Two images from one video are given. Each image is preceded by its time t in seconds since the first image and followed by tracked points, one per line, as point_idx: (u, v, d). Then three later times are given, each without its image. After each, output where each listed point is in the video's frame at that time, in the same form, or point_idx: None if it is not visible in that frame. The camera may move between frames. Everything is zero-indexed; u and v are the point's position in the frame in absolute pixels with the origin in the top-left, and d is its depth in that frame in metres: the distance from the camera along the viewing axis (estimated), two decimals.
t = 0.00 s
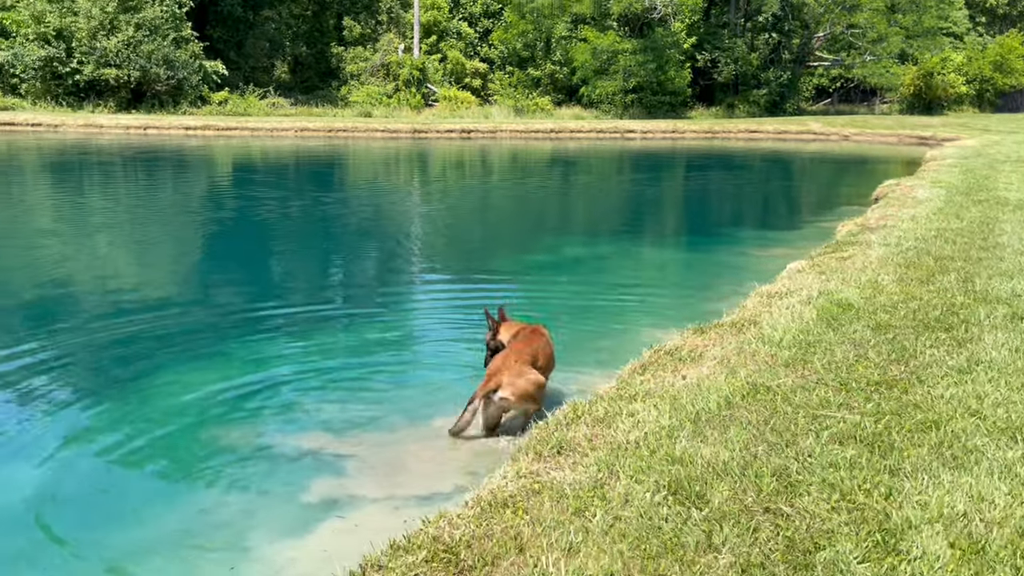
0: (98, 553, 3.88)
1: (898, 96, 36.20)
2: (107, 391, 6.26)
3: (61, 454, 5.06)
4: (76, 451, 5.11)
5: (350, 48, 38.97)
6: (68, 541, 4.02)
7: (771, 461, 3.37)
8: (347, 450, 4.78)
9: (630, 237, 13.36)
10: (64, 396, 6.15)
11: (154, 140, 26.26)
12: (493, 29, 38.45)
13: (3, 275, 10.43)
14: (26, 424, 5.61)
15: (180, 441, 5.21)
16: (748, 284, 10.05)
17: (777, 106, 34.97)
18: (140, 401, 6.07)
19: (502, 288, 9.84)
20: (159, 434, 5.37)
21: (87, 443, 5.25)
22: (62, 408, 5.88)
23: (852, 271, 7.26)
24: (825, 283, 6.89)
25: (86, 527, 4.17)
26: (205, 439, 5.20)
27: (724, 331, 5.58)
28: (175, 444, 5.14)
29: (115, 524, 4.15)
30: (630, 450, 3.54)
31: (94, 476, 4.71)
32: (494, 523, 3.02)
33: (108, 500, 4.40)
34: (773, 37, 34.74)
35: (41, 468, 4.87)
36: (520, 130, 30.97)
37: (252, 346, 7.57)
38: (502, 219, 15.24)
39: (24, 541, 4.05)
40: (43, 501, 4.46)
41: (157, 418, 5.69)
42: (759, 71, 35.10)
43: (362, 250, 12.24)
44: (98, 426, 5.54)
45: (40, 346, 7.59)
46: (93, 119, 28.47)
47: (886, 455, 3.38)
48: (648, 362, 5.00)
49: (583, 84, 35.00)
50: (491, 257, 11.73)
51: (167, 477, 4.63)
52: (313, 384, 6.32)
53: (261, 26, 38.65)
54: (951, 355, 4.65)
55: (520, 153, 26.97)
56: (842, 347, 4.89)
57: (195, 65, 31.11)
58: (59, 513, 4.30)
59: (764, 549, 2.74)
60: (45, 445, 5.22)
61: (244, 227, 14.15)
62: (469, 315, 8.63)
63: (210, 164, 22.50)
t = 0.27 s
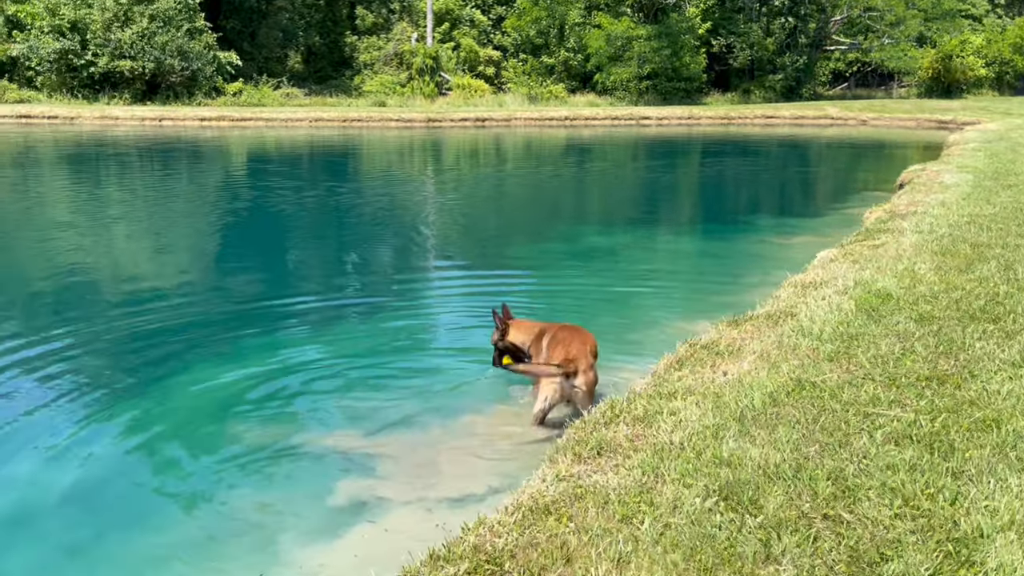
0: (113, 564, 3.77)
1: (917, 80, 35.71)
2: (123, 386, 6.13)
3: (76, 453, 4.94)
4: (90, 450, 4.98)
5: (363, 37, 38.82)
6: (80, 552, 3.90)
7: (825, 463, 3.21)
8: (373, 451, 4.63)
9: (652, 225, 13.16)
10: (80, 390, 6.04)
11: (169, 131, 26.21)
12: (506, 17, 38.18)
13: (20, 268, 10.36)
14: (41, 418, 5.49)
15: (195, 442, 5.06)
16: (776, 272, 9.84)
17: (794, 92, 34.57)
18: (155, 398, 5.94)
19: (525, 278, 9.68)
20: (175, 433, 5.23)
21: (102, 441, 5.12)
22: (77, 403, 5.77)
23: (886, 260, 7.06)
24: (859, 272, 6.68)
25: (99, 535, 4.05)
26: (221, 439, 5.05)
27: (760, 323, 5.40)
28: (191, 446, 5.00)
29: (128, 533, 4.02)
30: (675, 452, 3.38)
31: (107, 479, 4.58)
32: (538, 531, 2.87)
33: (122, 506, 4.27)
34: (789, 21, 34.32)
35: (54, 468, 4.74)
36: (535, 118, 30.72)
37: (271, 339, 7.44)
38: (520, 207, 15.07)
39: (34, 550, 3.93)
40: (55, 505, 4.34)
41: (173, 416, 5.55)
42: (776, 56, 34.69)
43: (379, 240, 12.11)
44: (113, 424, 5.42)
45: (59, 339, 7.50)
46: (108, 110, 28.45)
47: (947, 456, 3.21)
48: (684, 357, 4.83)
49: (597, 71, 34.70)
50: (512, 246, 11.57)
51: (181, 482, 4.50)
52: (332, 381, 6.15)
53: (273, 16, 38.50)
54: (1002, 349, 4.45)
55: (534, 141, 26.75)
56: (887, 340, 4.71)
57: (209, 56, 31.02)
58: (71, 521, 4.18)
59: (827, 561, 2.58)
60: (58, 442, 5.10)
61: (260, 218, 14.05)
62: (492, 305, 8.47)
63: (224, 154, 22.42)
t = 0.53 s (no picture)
0: None
1: (919, 67, 35.52)
2: (131, 387, 5.95)
3: (84, 460, 4.76)
4: (100, 458, 4.80)
5: (361, 29, 38.58)
6: (92, 567, 3.73)
7: (880, 469, 3.05)
8: (395, 456, 4.46)
9: (662, 216, 12.98)
10: (88, 391, 5.87)
11: (168, 125, 25.98)
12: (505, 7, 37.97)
13: (21, 265, 10.17)
14: (48, 420, 5.31)
15: (209, 449, 4.88)
16: (793, 261, 9.66)
17: (795, 79, 34.39)
18: (164, 399, 5.74)
19: (536, 271, 9.51)
20: (187, 438, 5.05)
21: (112, 445, 4.94)
22: (85, 407, 5.59)
23: (911, 250, 6.89)
24: (885, 263, 6.51)
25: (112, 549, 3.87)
26: (235, 446, 4.87)
27: (789, 318, 5.24)
28: (204, 453, 4.82)
29: (143, 546, 3.86)
30: (720, 459, 3.22)
31: (120, 491, 4.40)
32: (582, 546, 2.73)
33: (136, 519, 4.10)
34: (790, 8, 34.11)
35: (62, 478, 4.57)
36: (536, 108, 30.48)
37: (282, 335, 7.26)
38: (527, 198, 14.88)
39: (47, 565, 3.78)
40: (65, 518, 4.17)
41: (182, 419, 5.35)
42: (776, 43, 34.47)
43: (385, 233, 11.92)
44: (122, 427, 5.23)
45: (65, 336, 7.34)
46: (105, 104, 28.19)
47: (1008, 462, 3.04)
48: (716, 356, 4.67)
49: (597, 60, 34.50)
50: (522, 238, 11.39)
51: (195, 492, 4.32)
52: (346, 380, 5.95)
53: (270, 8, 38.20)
54: None
55: (535, 131, 26.54)
56: (925, 336, 4.54)
57: (207, 49, 30.76)
58: (83, 534, 4.02)
59: None
60: (67, 448, 4.92)
61: (263, 212, 13.86)
62: (503, 299, 8.30)
63: (224, 148, 22.21)
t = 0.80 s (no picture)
0: None
1: (907, 57, 35.52)
2: (124, 389, 5.75)
3: (76, 469, 4.56)
4: (90, 467, 4.59)
5: (347, 22, 38.22)
6: None
7: (924, 477, 2.90)
8: (403, 464, 4.28)
9: (658, 208, 12.83)
10: (78, 394, 5.65)
11: (152, 121, 25.60)
12: None
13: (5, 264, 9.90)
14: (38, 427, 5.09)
15: (204, 455, 4.67)
16: (795, 253, 9.54)
17: (783, 70, 34.34)
18: (157, 401, 5.53)
19: (535, 265, 9.34)
20: (181, 443, 4.84)
21: (103, 453, 4.73)
22: (75, 411, 5.37)
23: (920, 242, 6.77)
24: (896, 256, 6.39)
25: (107, 569, 3.68)
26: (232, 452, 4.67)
27: (806, 315, 5.09)
28: (200, 460, 4.62)
29: (139, 565, 3.67)
30: (753, 467, 3.07)
31: (113, 504, 4.20)
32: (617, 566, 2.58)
33: (132, 535, 3.92)
34: None
35: (54, 489, 4.37)
36: (525, 101, 30.23)
37: (278, 333, 7.07)
38: (521, 191, 14.69)
39: None
40: (56, 535, 3.97)
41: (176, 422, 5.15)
42: (764, 34, 34.38)
43: (377, 227, 11.71)
44: (113, 432, 5.03)
45: (54, 335, 7.11)
46: (89, 99, 27.76)
47: None
48: (735, 355, 4.51)
49: (585, 51, 34.31)
50: (520, 231, 11.22)
51: (193, 504, 4.13)
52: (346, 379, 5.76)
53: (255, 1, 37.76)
54: None
55: (524, 124, 26.33)
56: (949, 332, 4.41)
57: (191, 43, 30.34)
58: (75, 553, 3.82)
59: None
60: (57, 457, 4.71)
61: (252, 207, 13.61)
62: (504, 294, 8.13)
63: (210, 142, 21.89)
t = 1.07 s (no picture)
0: None
1: (884, 51, 35.63)
2: (96, 395, 5.50)
3: (45, 483, 4.32)
4: (60, 481, 4.34)
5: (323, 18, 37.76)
6: None
7: (950, 487, 2.73)
8: (393, 477, 4.08)
9: (643, 204, 12.66)
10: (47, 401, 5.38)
11: (126, 118, 25.12)
12: None
13: None
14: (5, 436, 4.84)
15: (181, 467, 4.43)
16: (784, 248, 9.40)
17: (761, 65, 34.35)
18: (130, 408, 5.27)
19: (521, 262, 9.14)
20: (157, 453, 4.60)
21: (74, 465, 4.49)
22: (45, 418, 5.12)
23: (916, 237, 6.64)
24: (893, 251, 6.25)
25: None
26: (212, 464, 4.44)
27: (806, 314, 4.94)
28: (177, 472, 4.38)
29: None
30: (769, 478, 2.90)
31: (84, 522, 3.96)
32: None
33: (104, 555, 3.69)
34: None
35: (22, 503, 4.13)
36: (504, 97, 29.94)
37: (258, 333, 6.83)
38: (503, 188, 14.47)
39: None
40: (23, 557, 3.73)
41: (152, 431, 4.90)
42: (742, 29, 34.33)
43: (358, 224, 11.46)
44: (85, 441, 4.78)
45: (24, 338, 6.83)
46: (60, 97, 27.20)
47: None
48: (737, 357, 4.34)
49: (564, 47, 34.12)
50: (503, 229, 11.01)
51: (170, 523, 3.89)
52: (330, 381, 5.53)
53: None
54: None
55: (503, 119, 26.09)
56: (958, 330, 4.26)
57: (165, 39, 29.82)
58: None
59: None
60: (23, 470, 4.45)
61: (229, 206, 13.31)
62: (490, 292, 7.92)
63: (185, 140, 21.47)
